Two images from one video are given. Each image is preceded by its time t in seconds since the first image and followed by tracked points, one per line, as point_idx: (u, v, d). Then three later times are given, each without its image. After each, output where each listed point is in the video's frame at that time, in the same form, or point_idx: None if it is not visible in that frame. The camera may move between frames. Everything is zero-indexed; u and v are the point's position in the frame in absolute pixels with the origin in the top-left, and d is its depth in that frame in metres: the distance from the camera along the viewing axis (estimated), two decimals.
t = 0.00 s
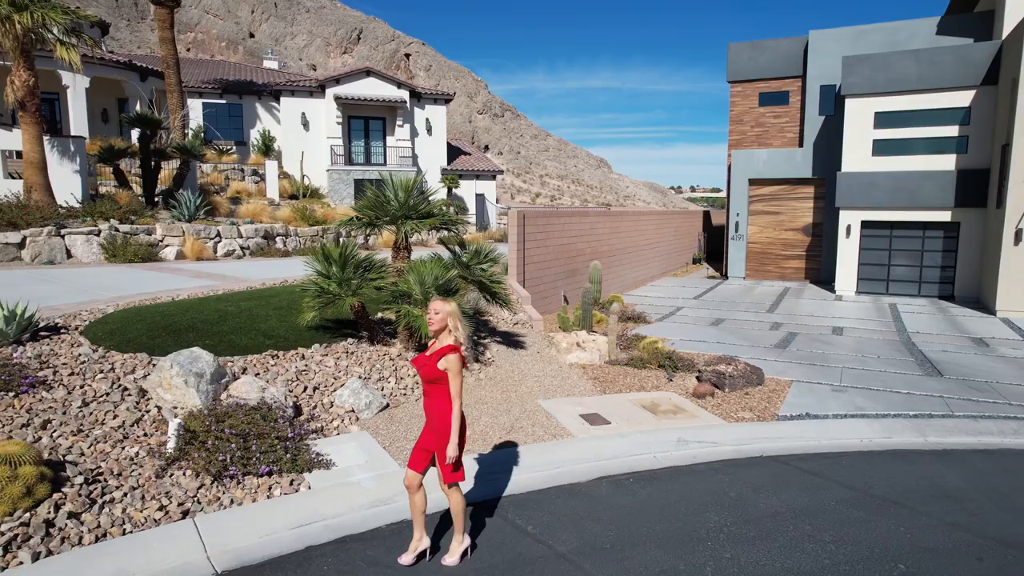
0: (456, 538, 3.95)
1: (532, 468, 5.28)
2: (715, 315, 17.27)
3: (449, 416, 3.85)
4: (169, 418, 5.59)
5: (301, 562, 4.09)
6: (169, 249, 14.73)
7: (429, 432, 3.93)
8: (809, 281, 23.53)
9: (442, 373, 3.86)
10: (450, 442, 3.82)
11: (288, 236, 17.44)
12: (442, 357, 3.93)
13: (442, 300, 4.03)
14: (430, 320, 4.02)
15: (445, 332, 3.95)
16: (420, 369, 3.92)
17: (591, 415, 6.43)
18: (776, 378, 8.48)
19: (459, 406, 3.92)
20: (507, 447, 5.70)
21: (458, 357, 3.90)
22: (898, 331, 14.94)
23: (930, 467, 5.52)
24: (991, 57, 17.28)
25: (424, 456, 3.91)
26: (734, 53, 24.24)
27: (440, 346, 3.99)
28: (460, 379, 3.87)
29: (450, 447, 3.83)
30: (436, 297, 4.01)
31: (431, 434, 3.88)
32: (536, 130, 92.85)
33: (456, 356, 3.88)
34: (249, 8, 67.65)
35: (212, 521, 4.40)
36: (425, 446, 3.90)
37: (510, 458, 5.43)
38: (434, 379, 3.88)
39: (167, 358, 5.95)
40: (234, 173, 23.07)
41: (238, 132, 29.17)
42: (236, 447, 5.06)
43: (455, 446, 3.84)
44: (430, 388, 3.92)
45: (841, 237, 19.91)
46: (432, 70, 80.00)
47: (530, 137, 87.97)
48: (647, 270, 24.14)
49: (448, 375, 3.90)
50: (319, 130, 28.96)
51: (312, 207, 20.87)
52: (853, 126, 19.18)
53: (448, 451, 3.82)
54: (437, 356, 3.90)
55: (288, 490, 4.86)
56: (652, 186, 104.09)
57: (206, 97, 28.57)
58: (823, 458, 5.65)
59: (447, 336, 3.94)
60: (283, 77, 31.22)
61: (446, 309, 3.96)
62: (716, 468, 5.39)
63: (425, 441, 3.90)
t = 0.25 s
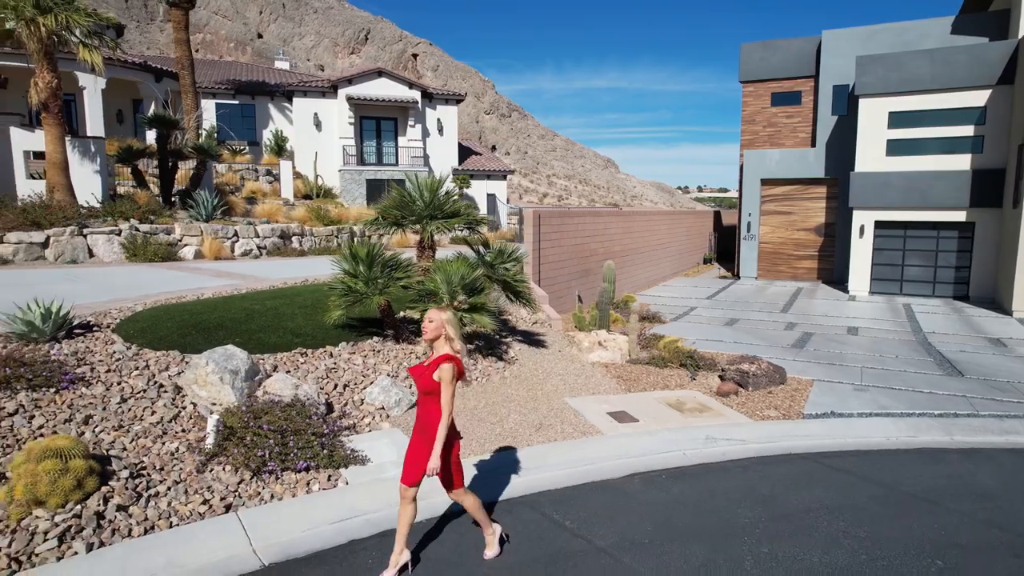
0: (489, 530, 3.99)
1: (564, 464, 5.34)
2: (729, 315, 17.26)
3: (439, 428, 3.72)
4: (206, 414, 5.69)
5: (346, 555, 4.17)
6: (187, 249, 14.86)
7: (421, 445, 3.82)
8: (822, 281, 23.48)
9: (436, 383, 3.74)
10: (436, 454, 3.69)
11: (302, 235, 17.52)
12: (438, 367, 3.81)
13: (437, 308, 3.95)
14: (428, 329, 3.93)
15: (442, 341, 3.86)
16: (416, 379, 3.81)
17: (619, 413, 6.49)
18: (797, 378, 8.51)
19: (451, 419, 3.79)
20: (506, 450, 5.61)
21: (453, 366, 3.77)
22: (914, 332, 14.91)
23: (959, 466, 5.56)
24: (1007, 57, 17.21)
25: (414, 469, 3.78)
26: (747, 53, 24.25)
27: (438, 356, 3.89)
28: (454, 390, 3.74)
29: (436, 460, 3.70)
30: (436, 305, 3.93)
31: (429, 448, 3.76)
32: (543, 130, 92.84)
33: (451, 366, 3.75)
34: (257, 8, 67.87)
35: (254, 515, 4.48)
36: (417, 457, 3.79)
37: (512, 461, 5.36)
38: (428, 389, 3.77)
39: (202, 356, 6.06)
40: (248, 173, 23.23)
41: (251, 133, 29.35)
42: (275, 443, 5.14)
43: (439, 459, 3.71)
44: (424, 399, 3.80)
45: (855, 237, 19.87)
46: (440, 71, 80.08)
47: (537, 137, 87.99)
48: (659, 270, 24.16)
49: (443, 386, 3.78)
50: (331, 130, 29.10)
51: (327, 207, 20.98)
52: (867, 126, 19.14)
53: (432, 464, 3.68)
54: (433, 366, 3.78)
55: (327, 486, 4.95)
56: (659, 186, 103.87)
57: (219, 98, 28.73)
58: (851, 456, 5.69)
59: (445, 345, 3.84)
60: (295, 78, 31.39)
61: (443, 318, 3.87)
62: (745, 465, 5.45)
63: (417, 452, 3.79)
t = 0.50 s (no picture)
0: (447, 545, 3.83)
1: (599, 461, 5.40)
2: (744, 315, 17.23)
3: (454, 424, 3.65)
4: (244, 410, 5.79)
5: (391, 549, 4.24)
6: (206, 249, 14.99)
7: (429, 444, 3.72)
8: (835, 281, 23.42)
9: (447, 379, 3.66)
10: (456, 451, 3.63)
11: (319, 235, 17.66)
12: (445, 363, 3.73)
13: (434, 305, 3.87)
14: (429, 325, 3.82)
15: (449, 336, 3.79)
16: (422, 377, 3.70)
17: (648, 411, 6.54)
18: (820, 377, 8.53)
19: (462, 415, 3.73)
20: (511, 454, 5.57)
21: (463, 361, 3.72)
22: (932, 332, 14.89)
23: (992, 464, 5.57)
24: None
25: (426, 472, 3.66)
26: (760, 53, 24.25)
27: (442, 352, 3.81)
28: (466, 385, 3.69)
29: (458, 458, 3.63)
30: (434, 301, 3.83)
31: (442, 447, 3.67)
32: (550, 130, 92.84)
33: (462, 360, 3.70)
34: (265, 9, 68.08)
35: (297, 510, 4.56)
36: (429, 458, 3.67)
37: (518, 465, 5.31)
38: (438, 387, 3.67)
39: (238, 354, 6.17)
40: (262, 173, 23.38)
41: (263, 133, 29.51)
42: (314, 439, 5.22)
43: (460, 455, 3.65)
44: (432, 397, 3.69)
45: (869, 237, 19.82)
46: (447, 71, 80.18)
47: (544, 137, 87.99)
48: (672, 270, 24.19)
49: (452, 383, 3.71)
50: (343, 130, 29.23)
51: (342, 207, 21.12)
52: (882, 126, 19.10)
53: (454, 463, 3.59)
54: (441, 362, 3.69)
55: (367, 482, 5.03)
56: (666, 186, 103.62)
57: (232, 98, 28.79)
58: (882, 454, 5.73)
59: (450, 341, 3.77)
60: (308, 78, 31.56)
61: (445, 313, 3.80)
62: (778, 463, 5.48)
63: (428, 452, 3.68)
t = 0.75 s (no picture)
0: (489, 542, 3.87)
1: (636, 458, 5.45)
2: (760, 315, 17.19)
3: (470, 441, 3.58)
4: (283, 408, 5.86)
5: (439, 543, 4.30)
6: (226, 248, 15.12)
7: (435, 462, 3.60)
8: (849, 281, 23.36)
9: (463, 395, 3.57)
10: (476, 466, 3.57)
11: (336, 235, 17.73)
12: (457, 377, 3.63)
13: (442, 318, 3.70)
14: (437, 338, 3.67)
15: (462, 350, 3.67)
16: (435, 392, 3.56)
17: (679, 409, 6.61)
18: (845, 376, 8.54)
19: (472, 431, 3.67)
20: (517, 460, 5.42)
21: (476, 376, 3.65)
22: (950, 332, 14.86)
23: None
24: None
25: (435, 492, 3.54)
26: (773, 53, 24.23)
27: (451, 366, 3.69)
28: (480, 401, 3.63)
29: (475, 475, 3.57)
30: (443, 313, 3.67)
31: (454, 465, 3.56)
32: (557, 130, 92.81)
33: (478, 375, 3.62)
34: (272, 9, 68.23)
35: (343, 506, 4.62)
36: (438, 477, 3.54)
37: (525, 471, 5.20)
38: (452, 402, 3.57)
39: (275, 352, 6.26)
40: (277, 173, 23.52)
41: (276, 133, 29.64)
42: (355, 435, 5.28)
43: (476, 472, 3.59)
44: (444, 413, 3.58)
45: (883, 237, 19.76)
46: (454, 71, 80.23)
47: (550, 137, 87.95)
48: (685, 270, 24.20)
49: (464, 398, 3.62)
50: (356, 130, 29.36)
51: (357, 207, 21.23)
52: (896, 125, 19.03)
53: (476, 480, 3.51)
54: (456, 377, 3.58)
55: (408, 478, 5.10)
56: (673, 186, 103.40)
57: (246, 99, 28.91)
58: (915, 453, 5.75)
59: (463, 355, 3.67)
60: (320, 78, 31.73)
61: (458, 326, 3.67)
62: (812, 461, 5.51)
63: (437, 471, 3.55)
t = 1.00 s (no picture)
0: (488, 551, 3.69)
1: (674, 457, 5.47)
2: (776, 315, 17.16)
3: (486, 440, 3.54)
4: (321, 406, 5.92)
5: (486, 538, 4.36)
6: (245, 248, 15.22)
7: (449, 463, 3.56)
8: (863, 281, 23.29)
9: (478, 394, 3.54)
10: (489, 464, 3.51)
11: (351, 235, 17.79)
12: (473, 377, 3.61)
13: (460, 318, 3.71)
14: (453, 337, 3.66)
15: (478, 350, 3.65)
16: (451, 391, 3.54)
17: (711, 408, 6.65)
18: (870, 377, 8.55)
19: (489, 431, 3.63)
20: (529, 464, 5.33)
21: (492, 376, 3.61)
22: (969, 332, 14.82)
23: None
24: None
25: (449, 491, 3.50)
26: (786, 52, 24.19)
27: (467, 366, 3.67)
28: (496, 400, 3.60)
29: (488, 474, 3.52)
30: (460, 313, 3.67)
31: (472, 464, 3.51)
32: (564, 130, 92.77)
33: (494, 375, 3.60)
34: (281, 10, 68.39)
35: (388, 502, 4.68)
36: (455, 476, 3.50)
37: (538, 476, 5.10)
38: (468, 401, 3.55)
39: (312, 350, 6.33)
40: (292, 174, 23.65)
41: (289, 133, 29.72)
42: (396, 433, 5.34)
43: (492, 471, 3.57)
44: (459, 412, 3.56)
45: (898, 237, 19.62)
46: (461, 71, 80.30)
47: (558, 137, 87.92)
48: (699, 270, 24.17)
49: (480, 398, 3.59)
50: (368, 131, 29.47)
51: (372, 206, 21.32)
52: (911, 126, 18.95)
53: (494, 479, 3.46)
54: (471, 375, 3.56)
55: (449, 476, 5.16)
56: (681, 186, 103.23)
57: (259, 99, 29.05)
58: (949, 452, 5.76)
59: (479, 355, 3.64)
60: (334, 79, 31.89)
61: (474, 326, 3.67)
62: (847, 460, 5.54)
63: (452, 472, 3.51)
